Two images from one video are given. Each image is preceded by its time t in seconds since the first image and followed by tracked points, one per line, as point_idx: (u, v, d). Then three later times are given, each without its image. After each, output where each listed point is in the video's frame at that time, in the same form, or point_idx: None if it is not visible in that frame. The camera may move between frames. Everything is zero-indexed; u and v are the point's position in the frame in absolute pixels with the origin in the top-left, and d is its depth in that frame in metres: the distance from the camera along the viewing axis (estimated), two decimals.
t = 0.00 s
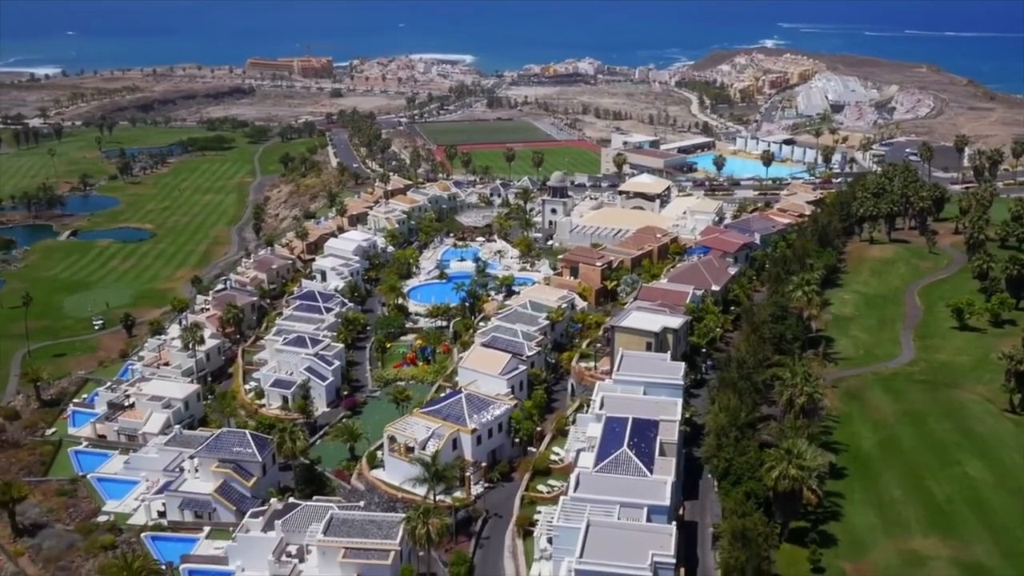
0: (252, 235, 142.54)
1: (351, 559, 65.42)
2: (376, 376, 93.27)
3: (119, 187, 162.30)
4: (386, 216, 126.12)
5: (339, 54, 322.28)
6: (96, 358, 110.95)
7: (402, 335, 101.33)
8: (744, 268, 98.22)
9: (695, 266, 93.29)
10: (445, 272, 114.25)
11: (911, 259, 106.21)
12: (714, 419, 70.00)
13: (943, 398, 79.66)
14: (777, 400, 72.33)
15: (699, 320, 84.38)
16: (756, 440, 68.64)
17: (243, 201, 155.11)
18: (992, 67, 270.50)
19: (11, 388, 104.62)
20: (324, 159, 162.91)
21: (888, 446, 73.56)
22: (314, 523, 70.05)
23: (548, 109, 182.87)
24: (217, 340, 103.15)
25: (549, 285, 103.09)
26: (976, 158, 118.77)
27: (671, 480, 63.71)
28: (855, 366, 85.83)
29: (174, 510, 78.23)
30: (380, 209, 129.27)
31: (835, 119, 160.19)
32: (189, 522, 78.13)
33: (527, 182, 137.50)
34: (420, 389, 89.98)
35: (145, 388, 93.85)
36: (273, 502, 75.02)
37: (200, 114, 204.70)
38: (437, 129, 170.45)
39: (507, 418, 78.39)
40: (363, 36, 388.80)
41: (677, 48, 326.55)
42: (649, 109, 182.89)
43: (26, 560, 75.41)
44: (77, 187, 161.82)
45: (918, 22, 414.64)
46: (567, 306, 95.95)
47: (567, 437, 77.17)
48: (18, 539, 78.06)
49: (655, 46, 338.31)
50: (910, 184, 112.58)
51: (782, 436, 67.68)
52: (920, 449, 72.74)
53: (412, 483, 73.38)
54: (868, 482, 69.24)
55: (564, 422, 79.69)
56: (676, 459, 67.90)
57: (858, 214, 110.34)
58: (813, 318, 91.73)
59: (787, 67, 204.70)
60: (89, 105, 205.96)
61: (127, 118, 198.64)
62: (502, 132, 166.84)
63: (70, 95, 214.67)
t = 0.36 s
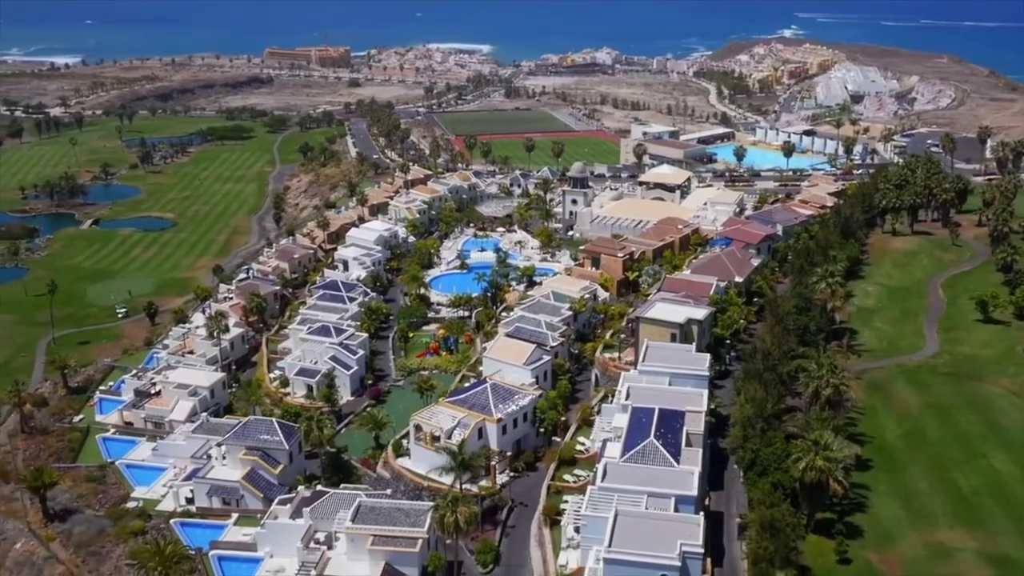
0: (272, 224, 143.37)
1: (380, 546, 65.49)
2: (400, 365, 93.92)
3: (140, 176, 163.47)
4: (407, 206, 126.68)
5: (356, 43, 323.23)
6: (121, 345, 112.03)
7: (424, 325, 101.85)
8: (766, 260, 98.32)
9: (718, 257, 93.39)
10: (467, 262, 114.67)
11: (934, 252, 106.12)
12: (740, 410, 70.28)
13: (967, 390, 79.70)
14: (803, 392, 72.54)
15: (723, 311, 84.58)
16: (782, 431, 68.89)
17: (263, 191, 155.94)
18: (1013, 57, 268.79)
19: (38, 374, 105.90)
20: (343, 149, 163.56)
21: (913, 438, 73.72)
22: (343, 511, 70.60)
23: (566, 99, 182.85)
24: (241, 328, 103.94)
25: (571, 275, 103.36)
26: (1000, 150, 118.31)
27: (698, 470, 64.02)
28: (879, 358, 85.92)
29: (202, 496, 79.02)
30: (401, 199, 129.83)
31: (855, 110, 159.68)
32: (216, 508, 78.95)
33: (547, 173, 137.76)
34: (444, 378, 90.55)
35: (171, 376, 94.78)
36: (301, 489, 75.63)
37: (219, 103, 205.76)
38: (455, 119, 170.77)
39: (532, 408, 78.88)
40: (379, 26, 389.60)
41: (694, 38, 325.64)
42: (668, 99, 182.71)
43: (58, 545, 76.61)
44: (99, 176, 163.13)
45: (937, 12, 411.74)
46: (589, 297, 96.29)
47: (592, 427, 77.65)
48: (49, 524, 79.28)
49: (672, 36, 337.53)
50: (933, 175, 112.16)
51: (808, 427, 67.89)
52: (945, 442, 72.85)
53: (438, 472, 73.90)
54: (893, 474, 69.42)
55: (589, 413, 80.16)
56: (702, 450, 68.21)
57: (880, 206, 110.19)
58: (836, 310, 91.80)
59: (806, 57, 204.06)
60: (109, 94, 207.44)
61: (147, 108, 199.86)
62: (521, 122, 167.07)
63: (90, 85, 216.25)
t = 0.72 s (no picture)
0: (297, 214, 144.29)
1: (412, 536, 65.39)
2: (427, 356, 94.54)
3: (165, 166, 164.81)
4: (432, 197, 127.24)
5: (377, 34, 324.22)
6: (149, 334, 113.14)
7: (451, 316, 102.31)
8: (794, 254, 98.28)
9: (747, 251, 93.42)
10: (492, 253, 115.01)
11: (962, 246, 105.84)
12: (772, 403, 70.45)
13: (998, 385, 79.53)
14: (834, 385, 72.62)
15: (752, 304, 84.67)
16: (813, 425, 69.03)
17: (287, 181, 156.69)
18: None
19: (68, 362, 107.26)
20: (367, 140, 164.30)
21: (943, 433, 73.72)
22: (374, 500, 70.70)
23: (588, 91, 182.80)
24: (269, 319, 104.86)
25: (597, 267, 103.56)
26: None
27: (730, 463, 64.31)
28: (908, 352, 85.82)
29: (234, 484, 79.92)
30: (426, 190, 130.35)
31: (880, 102, 158.95)
32: (248, 496, 79.82)
33: (571, 165, 137.90)
34: (472, 369, 91.14)
35: (201, 365, 95.80)
36: (332, 478, 76.30)
37: (242, 94, 207.00)
38: (478, 111, 171.07)
39: (562, 400, 79.32)
40: (400, 17, 390.84)
41: (717, 30, 324.40)
42: (690, 91, 182.37)
43: (93, 531, 77.57)
44: (124, 166, 164.59)
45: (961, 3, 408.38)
46: (616, 290, 96.51)
47: (622, 419, 77.98)
48: (83, 510, 79.97)
49: (693, 27, 336.60)
50: (961, 168, 111.56)
51: (839, 421, 67.98)
52: (976, 437, 72.79)
53: (469, 463, 74.47)
54: (924, 468, 69.50)
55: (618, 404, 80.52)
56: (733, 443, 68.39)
57: (908, 199, 109.84)
58: (865, 304, 91.74)
59: (829, 49, 203.22)
60: (134, 85, 209.13)
61: (171, 98, 201.36)
62: (544, 114, 167.17)
63: (115, 76, 218.08)
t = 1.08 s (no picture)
0: (330, 208, 145.34)
1: (453, 529, 65.68)
2: (463, 350, 95.08)
3: (201, 159, 166.60)
4: (466, 192, 127.79)
5: (408, 29, 325.75)
6: (186, 326, 114.43)
7: (486, 311, 102.78)
8: (831, 252, 97.86)
9: (785, 247, 93.13)
10: (526, 248, 115.29)
11: (1002, 245, 104.90)
12: (813, 401, 70.29)
13: None
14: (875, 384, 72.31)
15: (791, 301, 84.43)
16: (854, 423, 68.82)
17: (320, 175, 157.73)
18: None
19: (108, 353, 108.83)
20: (400, 134, 165.18)
21: (986, 433, 73.20)
22: (415, 493, 71.08)
23: (620, 86, 182.63)
24: (306, 312, 105.88)
25: (632, 263, 103.63)
26: None
27: (771, 460, 64.29)
28: (948, 351, 85.26)
29: (274, 476, 80.81)
30: (460, 185, 130.94)
31: (916, 99, 157.59)
32: (288, 487, 80.74)
33: (605, 160, 137.91)
34: (509, 364, 91.61)
35: (240, 357, 96.95)
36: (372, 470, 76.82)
37: (275, 88, 208.80)
38: (510, 105, 171.43)
39: (600, 396, 79.56)
40: (430, 12, 392.35)
41: (748, 25, 322.54)
42: (723, 87, 181.72)
43: (137, 520, 77.87)
44: (160, 159, 166.58)
45: None
46: (653, 286, 96.57)
47: (661, 415, 78.06)
48: (127, 499, 80.42)
49: (724, 22, 334.80)
50: (1000, 166, 110.29)
51: (881, 420, 67.72)
52: (1019, 438, 72.26)
53: (508, 457, 74.97)
54: (966, 468, 69.14)
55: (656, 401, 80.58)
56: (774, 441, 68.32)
57: (947, 197, 108.90)
58: (904, 303, 91.23)
59: (864, 45, 201.69)
60: (168, 79, 211.59)
61: (205, 92, 203.51)
62: (576, 109, 167.24)
63: (150, 69, 220.67)
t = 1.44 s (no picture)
0: (363, 203, 146.24)
1: (492, 524, 65.91)
2: (499, 346, 95.62)
3: (235, 154, 168.26)
4: (499, 188, 128.25)
5: (439, 24, 327.08)
6: (222, 320, 115.66)
7: (521, 307, 103.23)
8: (869, 251, 97.41)
9: (823, 246, 92.81)
10: (560, 245, 115.56)
11: None
12: (853, 400, 70.11)
13: None
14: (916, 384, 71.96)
15: (829, 301, 84.16)
16: (895, 423, 68.58)
17: (353, 171, 158.67)
18: None
19: (146, 345, 110.24)
20: (432, 130, 165.99)
21: None
22: (454, 487, 71.26)
23: (652, 82, 182.41)
24: (342, 306, 106.79)
25: (666, 261, 103.63)
26: None
27: (813, 459, 64.07)
28: (989, 352, 84.64)
29: (313, 468, 81.45)
30: (493, 181, 131.47)
31: (953, 96, 156.19)
32: (327, 480, 81.34)
33: (638, 157, 137.91)
34: (545, 361, 91.98)
35: (278, 350, 97.97)
36: (410, 464, 77.58)
37: (308, 83, 210.37)
38: (542, 102, 171.80)
39: (637, 393, 79.77)
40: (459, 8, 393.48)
41: (780, 21, 320.77)
42: (755, 83, 181.00)
43: (178, 510, 79.06)
44: (195, 154, 168.46)
45: None
46: (688, 284, 96.64)
47: (699, 413, 78.10)
48: (168, 490, 81.58)
49: (754, 19, 333.12)
50: None
51: (922, 420, 67.44)
52: None
53: (546, 453, 75.39)
54: (1009, 470, 68.71)
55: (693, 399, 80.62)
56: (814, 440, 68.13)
57: (986, 196, 107.92)
58: (943, 303, 90.65)
59: (898, 42, 200.07)
60: (202, 74, 213.82)
61: (238, 87, 205.50)
62: (608, 106, 167.26)
63: (185, 65, 223.14)
